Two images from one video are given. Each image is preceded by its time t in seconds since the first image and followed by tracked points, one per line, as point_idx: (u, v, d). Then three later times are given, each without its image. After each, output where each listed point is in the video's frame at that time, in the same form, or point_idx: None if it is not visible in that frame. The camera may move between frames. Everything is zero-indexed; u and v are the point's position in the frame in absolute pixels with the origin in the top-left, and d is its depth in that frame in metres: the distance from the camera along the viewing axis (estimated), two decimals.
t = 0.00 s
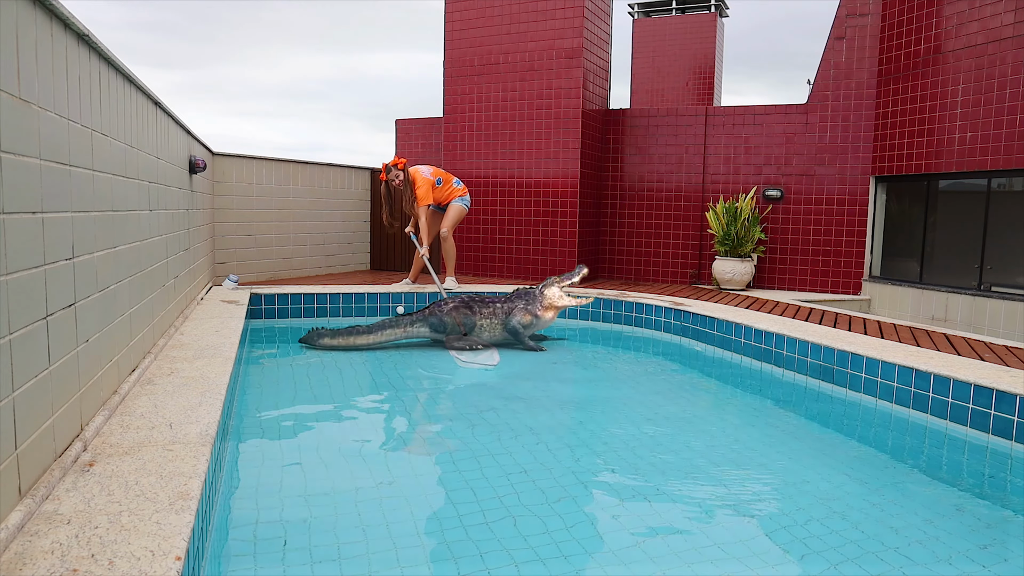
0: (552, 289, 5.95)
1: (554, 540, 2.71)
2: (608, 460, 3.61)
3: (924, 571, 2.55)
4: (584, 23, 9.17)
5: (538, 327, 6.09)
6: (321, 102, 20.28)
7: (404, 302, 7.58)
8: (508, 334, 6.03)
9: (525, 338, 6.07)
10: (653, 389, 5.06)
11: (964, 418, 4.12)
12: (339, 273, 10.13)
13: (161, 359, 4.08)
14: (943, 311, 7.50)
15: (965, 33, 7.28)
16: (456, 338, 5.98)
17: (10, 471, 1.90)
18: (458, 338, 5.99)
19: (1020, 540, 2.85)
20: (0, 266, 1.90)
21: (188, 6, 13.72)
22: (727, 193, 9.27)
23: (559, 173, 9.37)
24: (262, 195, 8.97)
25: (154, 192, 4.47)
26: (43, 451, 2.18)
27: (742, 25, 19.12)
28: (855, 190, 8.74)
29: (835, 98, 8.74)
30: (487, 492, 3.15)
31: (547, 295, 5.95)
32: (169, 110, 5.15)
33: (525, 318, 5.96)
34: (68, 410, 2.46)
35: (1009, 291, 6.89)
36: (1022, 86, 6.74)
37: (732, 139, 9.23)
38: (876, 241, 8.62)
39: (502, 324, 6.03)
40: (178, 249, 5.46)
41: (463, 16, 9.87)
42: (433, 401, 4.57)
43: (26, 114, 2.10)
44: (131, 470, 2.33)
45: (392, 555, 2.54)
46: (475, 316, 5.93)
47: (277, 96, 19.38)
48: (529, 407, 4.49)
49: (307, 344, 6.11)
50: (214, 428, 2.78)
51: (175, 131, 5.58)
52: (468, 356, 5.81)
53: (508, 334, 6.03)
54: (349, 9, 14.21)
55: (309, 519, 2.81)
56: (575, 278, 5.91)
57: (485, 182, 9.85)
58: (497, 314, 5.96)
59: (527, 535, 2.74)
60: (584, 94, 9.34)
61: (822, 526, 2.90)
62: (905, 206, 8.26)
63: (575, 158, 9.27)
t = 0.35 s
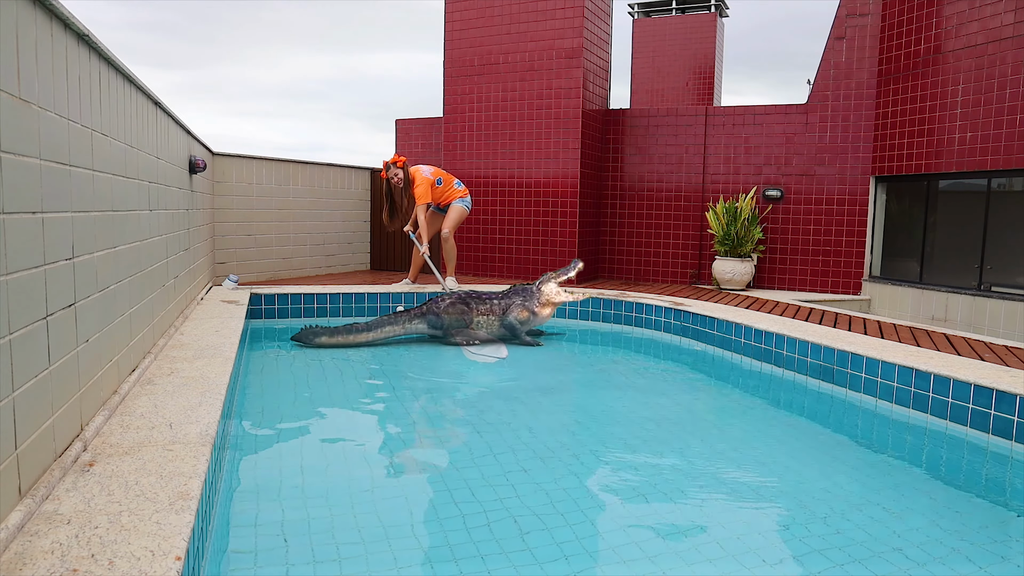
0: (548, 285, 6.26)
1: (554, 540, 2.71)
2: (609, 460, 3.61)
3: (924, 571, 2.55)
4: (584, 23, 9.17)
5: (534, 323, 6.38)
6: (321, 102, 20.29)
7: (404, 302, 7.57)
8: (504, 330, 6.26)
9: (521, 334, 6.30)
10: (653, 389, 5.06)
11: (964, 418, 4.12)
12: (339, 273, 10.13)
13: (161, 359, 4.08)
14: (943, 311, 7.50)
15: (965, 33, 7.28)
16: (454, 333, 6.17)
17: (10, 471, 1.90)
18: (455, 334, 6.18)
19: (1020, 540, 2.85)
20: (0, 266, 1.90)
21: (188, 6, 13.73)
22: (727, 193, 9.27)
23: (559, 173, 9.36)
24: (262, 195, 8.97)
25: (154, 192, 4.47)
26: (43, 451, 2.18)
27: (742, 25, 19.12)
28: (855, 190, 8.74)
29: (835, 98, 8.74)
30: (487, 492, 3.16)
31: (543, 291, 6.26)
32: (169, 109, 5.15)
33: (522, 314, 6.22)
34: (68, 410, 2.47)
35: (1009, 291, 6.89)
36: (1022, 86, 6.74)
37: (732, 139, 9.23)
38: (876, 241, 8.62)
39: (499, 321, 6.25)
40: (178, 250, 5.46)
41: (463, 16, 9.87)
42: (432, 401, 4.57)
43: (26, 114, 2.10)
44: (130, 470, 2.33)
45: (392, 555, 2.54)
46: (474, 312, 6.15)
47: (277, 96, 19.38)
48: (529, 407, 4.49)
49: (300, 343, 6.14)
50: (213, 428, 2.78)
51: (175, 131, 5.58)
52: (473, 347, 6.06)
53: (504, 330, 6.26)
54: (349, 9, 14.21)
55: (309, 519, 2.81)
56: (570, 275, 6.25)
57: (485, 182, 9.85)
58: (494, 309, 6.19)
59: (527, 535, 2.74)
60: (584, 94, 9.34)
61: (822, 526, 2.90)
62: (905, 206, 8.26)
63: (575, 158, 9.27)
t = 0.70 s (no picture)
0: (545, 270, 6.62)
1: (554, 540, 2.71)
2: (607, 460, 3.61)
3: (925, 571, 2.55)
4: (584, 23, 9.17)
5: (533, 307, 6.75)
6: (321, 102, 20.29)
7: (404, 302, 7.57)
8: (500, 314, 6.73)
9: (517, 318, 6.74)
10: (653, 389, 5.06)
11: (964, 418, 4.12)
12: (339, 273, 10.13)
13: (161, 359, 4.09)
14: (943, 311, 7.50)
15: (965, 33, 7.28)
16: (451, 317, 6.72)
17: (10, 471, 1.90)
18: (453, 317, 6.72)
19: (1020, 540, 2.85)
20: (0, 266, 1.90)
21: (188, 6, 13.74)
22: (727, 193, 9.28)
23: (559, 173, 9.36)
24: (262, 195, 8.97)
25: (154, 192, 4.47)
26: (43, 451, 2.18)
27: (742, 25, 19.12)
28: (855, 190, 8.74)
29: (835, 98, 8.74)
30: (487, 492, 3.16)
31: (540, 276, 6.62)
32: (169, 109, 5.15)
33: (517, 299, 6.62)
34: (68, 410, 2.47)
35: (1009, 291, 6.89)
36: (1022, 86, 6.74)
37: (732, 139, 9.23)
38: (876, 241, 8.62)
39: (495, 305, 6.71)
40: (178, 250, 5.46)
41: (463, 16, 9.87)
42: (433, 402, 4.56)
43: (26, 114, 2.10)
44: (130, 470, 2.33)
45: (391, 555, 2.55)
46: (469, 298, 6.65)
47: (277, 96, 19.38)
48: (529, 407, 4.49)
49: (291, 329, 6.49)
50: (214, 428, 2.78)
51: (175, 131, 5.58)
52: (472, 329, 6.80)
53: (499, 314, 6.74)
54: (349, 8, 14.21)
55: (309, 519, 2.82)
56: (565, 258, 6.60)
57: (485, 182, 9.85)
58: (492, 295, 6.67)
59: (526, 535, 2.74)
60: (584, 94, 9.34)
61: (822, 526, 2.90)
62: (905, 206, 8.26)
63: (575, 158, 9.27)
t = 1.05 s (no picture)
0: (519, 264, 6.95)
1: (554, 540, 2.71)
2: (607, 460, 3.61)
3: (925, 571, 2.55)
4: (584, 23, 9.17)
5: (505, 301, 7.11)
6: (321, 102, 20.29)
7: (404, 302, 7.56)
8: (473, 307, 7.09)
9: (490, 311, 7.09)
10: (653, 389, 5.06)
11: (964, 418, 4.12)
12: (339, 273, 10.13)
13: (161, 359, 4.08)
14: (943, 311, 7.50)
15: (965, 33, 7.28)
16: (425, 311, 7.03)
17: (10, 471, 1.90)
18: (427, 311, 7.04)
19: (1020, 540, 2.84)
20: (0, 266, 1.90)
21: (189, 6, 13.75)
22: (727, 193, 9.28)
23: (559, 173, 9.36)
24: (262, 195, 8.97)
25: (154, 192, 4.47)
26: (43, 451, 2.18)
27: (742, 25, 19.12)
28: (855, 190, 8.74)
29: (835, 98, 8.74)
30: (488, 492, 3.16)
31: (514, 270, 6.97)
32: (169, 109, 5.15)
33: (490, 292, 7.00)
34: (68, 410, 2.47)
35: (1009, 291, 6.89)
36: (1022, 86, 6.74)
37: (732, 139, 9.23)
38: (876, 241, 8.61)
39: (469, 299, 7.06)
40: (178, 250, 5.46)
41: (463, 16, 9.87)
42: (433, 402, 4.56)
43: (26, 114, 2.10)
44: (130, 470, 2.33)
45: (392, 555, 2.55)
46: (442, 292, 6.99)
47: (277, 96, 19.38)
48: (529, 407, 4.49)
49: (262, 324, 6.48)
50: (214, 428, 2.78)
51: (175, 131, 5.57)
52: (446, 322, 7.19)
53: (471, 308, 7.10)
54: (349, 8, 14.21)
55: (310, 518, 2.82)
56: (536, 251, 6.92)
57: (485, 182, 9.85)
58: (466, 290, 7.02)
59: (527, 535, 2.74)
60: (584, 94, 9.34)
61: (822, 526, 2.90)
62: (905, 206, 8.25)
63: (575, 158, 9.27)
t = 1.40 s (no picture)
0: (529, 241, 7.52)
1: (554, 540, 2.71)
2: (607, 460, 3.61)
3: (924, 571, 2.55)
4: (584, 24, 9.17)
5: (510, 274, 7.62)
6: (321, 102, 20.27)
7: (404, 302, 7.54)
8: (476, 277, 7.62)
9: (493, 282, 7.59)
10: (653, 389, 5.06)
11: (964, 418, 4.12)
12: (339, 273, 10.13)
13: (161, 359, 4.08)
14: (943, 311, 7.50)
15: (965, 33, 7.28)
16: (429, 272, 7.69)
17: (10, 471, 1.90)
18: (431, 273, 7.69)
19: (1020, 541, 2.84)
20: (0, 265, 1.90)
21: (189, 6, 13.73)
22: (727, 193, 9.28)
23: (559, 173, 9.36)
24: (262, 195, 8.97)
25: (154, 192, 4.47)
26: (43, 450, 2.18)
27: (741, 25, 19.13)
28: (855, 190, 8.74)
29: (835, 98, 8.74)
30: (487, 492, 3.16)
31: (523, 246, 7.53)
32: (169, 109, 5.15)
33: (496, 264, 7.53)
34: (68, 410, 2.47)
35: (1009, 291, 6.90)
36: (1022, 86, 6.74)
37: (732, 139, 9.24)
38: (876, 241, 8.61)
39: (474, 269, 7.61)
40: (178, 250, 5.46)
41: (463, 16, 9.87)
42: (433, 402, 4.56)
43: (26, 114, 2.10)
44: (130, 470, 2.33)
45: (391, 555, 2.55)
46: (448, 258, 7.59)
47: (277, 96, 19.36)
48: (529, 407, 4.49)
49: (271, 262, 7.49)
50: (214, 428, 2.78)
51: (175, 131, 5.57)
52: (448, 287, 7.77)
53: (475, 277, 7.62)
54: (348, 8, 14.20)
55: (309, 519, 2.82)
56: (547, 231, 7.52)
57: (485, 182, 9.85)
58: (472, 259, 7.57)
59: (527, 535, 2.74)
60: (584, 94, 9.34)
61: (823, 527, 2.90)
62: (904, 206, 8.25)
63: (575, 158, 9.27)
